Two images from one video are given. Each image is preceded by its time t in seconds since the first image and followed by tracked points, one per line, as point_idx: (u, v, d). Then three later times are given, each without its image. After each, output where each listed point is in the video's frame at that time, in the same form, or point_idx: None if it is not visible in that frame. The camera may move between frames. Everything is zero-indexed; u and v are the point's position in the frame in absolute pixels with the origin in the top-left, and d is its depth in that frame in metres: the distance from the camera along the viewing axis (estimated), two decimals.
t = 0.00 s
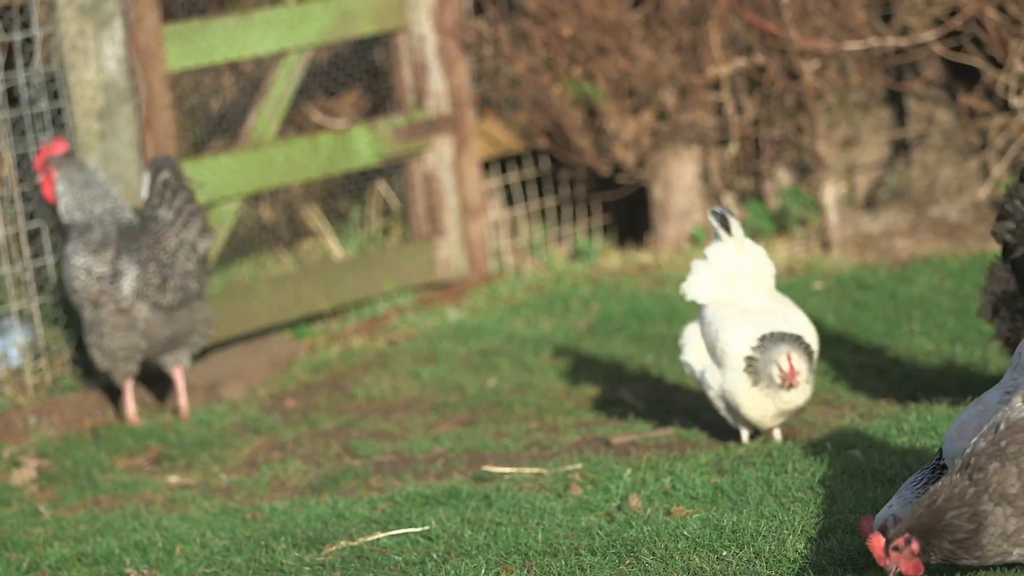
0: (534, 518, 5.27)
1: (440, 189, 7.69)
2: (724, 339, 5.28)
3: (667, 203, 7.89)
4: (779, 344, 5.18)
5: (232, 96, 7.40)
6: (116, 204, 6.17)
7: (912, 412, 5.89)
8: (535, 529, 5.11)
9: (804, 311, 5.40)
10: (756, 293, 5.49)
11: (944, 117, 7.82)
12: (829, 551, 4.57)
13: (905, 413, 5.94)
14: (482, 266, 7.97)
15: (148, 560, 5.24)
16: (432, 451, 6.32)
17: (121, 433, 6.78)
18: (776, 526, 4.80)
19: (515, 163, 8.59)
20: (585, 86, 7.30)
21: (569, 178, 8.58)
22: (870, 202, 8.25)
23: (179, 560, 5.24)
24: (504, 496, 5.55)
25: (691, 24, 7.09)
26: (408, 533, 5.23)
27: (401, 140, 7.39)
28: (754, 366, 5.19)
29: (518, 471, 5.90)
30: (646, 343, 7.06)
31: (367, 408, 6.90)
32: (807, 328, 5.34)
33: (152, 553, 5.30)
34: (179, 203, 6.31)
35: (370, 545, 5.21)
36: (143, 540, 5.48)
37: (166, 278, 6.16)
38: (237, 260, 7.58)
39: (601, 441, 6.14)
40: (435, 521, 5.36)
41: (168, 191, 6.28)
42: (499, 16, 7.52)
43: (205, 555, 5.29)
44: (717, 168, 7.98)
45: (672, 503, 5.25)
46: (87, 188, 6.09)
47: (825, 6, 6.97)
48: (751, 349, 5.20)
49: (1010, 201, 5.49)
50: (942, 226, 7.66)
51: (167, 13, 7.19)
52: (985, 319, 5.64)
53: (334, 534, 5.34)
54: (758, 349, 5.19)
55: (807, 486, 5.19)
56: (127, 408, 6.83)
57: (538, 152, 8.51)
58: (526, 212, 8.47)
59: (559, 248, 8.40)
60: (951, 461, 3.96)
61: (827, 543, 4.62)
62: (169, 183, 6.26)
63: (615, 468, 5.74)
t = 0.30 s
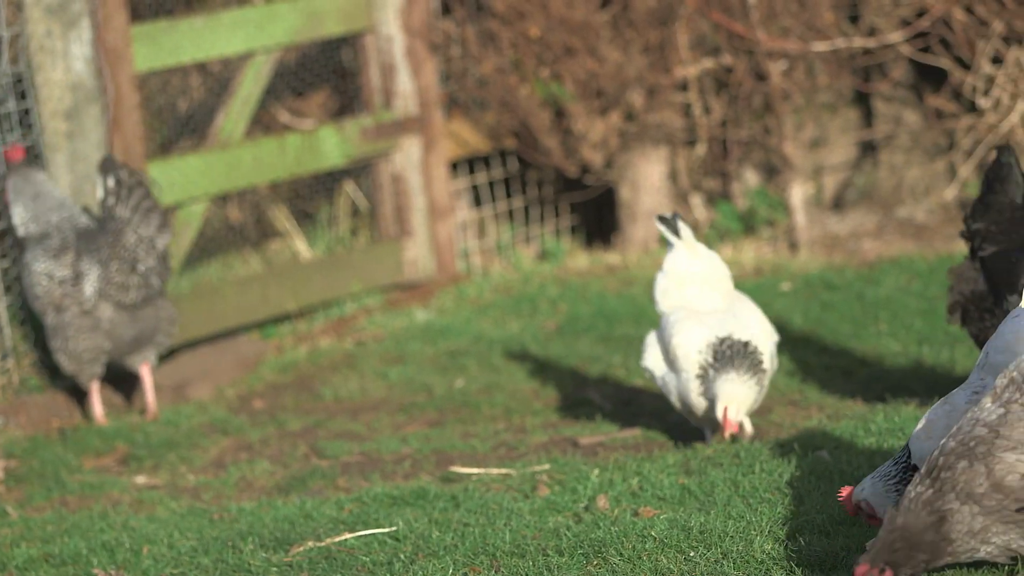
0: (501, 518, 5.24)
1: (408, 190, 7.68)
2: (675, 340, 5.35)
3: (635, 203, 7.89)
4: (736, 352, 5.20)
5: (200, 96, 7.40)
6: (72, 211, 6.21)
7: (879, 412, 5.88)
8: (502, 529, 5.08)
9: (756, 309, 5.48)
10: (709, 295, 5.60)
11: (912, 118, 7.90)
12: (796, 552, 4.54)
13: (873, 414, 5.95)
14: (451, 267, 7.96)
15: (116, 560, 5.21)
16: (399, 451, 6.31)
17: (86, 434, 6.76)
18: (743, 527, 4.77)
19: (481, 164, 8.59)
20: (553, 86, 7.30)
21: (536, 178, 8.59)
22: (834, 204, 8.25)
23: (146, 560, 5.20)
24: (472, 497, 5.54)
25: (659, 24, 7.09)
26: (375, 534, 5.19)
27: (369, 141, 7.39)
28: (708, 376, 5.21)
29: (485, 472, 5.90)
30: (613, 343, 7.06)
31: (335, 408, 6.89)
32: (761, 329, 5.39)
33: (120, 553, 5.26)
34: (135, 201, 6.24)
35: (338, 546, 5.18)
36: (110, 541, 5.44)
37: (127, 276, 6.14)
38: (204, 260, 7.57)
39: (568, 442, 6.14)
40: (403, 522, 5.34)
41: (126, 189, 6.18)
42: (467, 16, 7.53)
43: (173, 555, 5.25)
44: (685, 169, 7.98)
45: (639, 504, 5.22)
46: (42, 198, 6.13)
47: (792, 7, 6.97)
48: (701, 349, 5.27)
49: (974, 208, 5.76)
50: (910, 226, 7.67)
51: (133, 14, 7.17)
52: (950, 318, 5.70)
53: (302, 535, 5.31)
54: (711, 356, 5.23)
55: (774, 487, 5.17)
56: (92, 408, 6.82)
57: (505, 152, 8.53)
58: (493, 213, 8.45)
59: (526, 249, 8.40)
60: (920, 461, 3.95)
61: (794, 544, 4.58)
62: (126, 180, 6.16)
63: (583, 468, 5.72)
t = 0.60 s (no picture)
0: (467, 519, 5.22)
1: (374, 191, 7.68)
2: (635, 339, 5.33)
3: (602, 204, 7.90)
4: (694, 349, 5.16)
5: (167, 97, 7.39)
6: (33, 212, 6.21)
7: (845, 412, 5.89)
8: (468, 529, 5.07)
9: (718, 303, 5.42)
10: (674, 295, 5.55)
11: (878, 118, 7.87)
12: (761, 553, 4.53)
13: (839, 415, 5.96)
14: (417, 267, 7.96)
15: (82, 560, 5.17)
16: (366, 452, 6.30)
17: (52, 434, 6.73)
18: (710, 527, 4.76)
19: (448, 164, 8.57)
20: (520, 87, 7.29)
21: (502, 179, 8.59)
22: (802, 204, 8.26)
23: (113, 561, 5.17)
24: (439, 497, 5.51)
25: (625, 25, 7.09)
26: (342, 535, 5.17)
27: (336, 142, 7.39)
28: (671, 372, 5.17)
29: (452, 472, 5.89)
30: (579, 344, 7.06)
31: (301, 408, 6.86)
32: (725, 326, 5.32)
33: (86, 553, 5.23)
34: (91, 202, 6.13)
35: (304, 546, 5.16)
36: (76, 541, 5.41)
37: (84, 280, 6.12)
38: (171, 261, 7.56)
39: (534, 442, 6.13)
40: (370, 522, 5.31)
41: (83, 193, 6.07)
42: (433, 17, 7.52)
43: (139, 556, 5.22)
44: (651, 170, 7.99)
45: (606, 504, 5.22)
46: None
47: (759, 8, 6.97)
48: (660, 346, 5.24)
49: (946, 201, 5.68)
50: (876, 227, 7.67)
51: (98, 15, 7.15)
52: (917, 320, 5.68)
53: (269, 535, 5.29)
54: (670, 353, 5.20)
55: (741, 487, 5.16)
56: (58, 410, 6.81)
57: (471, 153, 8.53)
58: (460, 213, 8.47)
59: (493, 249, 8.41)
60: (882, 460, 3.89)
61: (760, 544, 4.58)
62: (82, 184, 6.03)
63: (549, 469, 5.72)
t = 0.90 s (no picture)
0: (430, 519, 5.17)
1: (336, 192, 7.68)
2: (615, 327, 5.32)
3: (565, 204, 7.93)
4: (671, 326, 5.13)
5: (129, 98, 7.38)
6: None
7: (808, 413, 5.89)
8: (430, 530, 5.04)
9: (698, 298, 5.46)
10: (652, 291, 5.62)
11: (841, 120, 7.86)
12: (722, 552, 4.52)
13: (800, 416, 5.94)
14: (379, 268, 7.96)
15: (43, 562, 5.12)
16: (328, 452, 6.28)
17: (15, 435, 6.68)
18: (671, 528, 4.74)
19: (412, 165, 8.61)
20: (482, 88, 7.29)
21: (465, 179, 8.63)
22: (766, 205, 8.28)
23: (74, 562, 5.11)
24: (401, 498, 5.47)
25: (588, 26, 7.10)
26: (304, 536, 5.13)
27: (298, 142, 7.39)
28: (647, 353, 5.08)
29: (415, 473, 5.86)
30: (541, 345, 7.07)
31: (263, 409, 6.84)
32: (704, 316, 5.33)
33: (48, 555, 5.18)
34: (40, 211, 6.14)
35: (267, 547, 5.10)
36: (38, 542, 5.35)
37: (34, 286, 6.10)
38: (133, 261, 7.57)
39: (496, 443, 6.12)
40: (332, 523, 5.24)
41: (30, 201, 6.08)
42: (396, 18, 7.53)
43: (102, 557, 5.16)
44: (613, 171, 8.13)
45: (567, 505, 5.21)
46: None
47: (722, 9, 6.97)
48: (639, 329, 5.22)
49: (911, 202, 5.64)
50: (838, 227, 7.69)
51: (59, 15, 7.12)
52: (880, 322, 5.63)
53: (231, 535, 5.26)
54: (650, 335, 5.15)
55: (702, 488, 5.16)
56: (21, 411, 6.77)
57: (434, 154, 8.56)
58: (422, 214, 8.47)
59: (455, 250, 8.43)
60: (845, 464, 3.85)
61: (721, 544, 4.56)
62: (30, 192, 6.06)
63: (511, 470, 5.70)
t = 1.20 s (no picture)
0: (400, 519, 5.13)
1: (307, 192, 7.69)
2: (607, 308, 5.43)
3: (535, 206, 7.96)
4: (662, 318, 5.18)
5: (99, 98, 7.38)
6: None
7: (779, 414, 5.85)
8: (401, 531, 4.97)
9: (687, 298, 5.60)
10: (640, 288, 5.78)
11: (811, 121, 7.88)
12: (692, 554, 4.44)
13: (772, 417, 5.92)
14: (349, 269, 7.96)
15: (12, 563, 5.07)
16: (298, 453, 6.24)
17: None
18: (642, 529, 4.66)
19: (382, 165, 8.62)
20: (453, 88, 7.29)
21: (435, 180, 8.64)
22: (737, 205, 8.32)
23: (44, 563, 5.06)
24: (371, 498, 5.43)
25: (558, 27, 7.11)
26: (274, 537, 5.08)
27: (268, 143, 7.39)
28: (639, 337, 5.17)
29: (384, 473, 5.81)
30: (512, 345, 7.08)
31: (234, 410, 6.80)
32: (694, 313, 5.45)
33: (17, 555, 5.12)
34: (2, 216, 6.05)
35: (237, 547, 5.06)
36: (6, 542, 5.29)
37: None
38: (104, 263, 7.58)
39: (467, 444, 6.10)
40: (303, 524, 5.21)
41: None
42: (366, 19, 7.55)
43: (72, 557, 5.11)
44: (584, 171, 8.10)
45: (537, 506, 5.14)
46: None
47: (692, 10, 6.98)
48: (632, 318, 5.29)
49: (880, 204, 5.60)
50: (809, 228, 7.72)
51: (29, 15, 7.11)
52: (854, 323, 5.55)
53: (201, 536, 5.19)
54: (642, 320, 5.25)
55: (673, 488, 5.06)
56: None
57: (404, 154, 8.56)
58: (392, 215, 8.48)
59: (425, 250, 8.44)
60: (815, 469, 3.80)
61: (692, 545, 4.48)
62: None
63: (482, 471, 5.65)
